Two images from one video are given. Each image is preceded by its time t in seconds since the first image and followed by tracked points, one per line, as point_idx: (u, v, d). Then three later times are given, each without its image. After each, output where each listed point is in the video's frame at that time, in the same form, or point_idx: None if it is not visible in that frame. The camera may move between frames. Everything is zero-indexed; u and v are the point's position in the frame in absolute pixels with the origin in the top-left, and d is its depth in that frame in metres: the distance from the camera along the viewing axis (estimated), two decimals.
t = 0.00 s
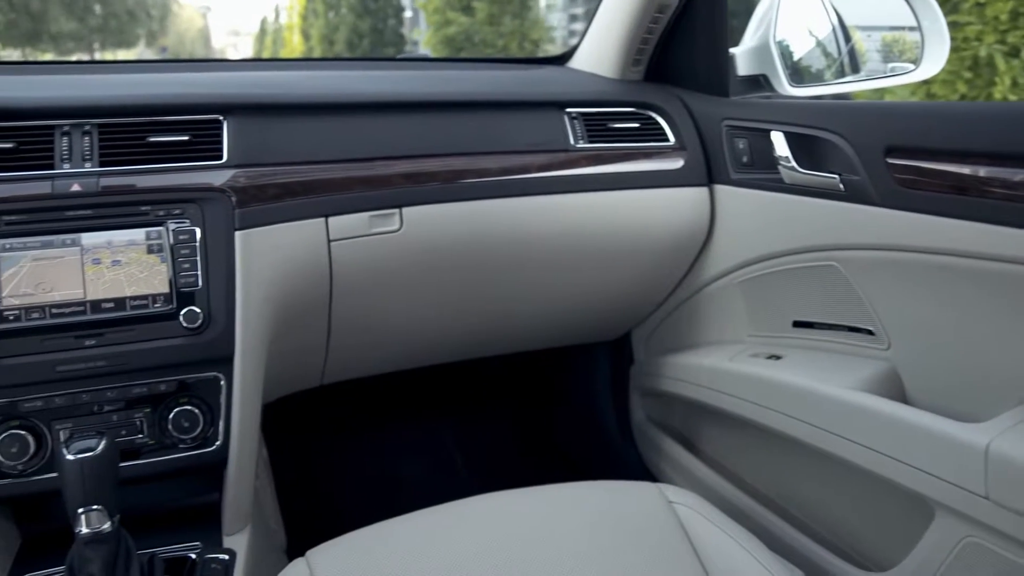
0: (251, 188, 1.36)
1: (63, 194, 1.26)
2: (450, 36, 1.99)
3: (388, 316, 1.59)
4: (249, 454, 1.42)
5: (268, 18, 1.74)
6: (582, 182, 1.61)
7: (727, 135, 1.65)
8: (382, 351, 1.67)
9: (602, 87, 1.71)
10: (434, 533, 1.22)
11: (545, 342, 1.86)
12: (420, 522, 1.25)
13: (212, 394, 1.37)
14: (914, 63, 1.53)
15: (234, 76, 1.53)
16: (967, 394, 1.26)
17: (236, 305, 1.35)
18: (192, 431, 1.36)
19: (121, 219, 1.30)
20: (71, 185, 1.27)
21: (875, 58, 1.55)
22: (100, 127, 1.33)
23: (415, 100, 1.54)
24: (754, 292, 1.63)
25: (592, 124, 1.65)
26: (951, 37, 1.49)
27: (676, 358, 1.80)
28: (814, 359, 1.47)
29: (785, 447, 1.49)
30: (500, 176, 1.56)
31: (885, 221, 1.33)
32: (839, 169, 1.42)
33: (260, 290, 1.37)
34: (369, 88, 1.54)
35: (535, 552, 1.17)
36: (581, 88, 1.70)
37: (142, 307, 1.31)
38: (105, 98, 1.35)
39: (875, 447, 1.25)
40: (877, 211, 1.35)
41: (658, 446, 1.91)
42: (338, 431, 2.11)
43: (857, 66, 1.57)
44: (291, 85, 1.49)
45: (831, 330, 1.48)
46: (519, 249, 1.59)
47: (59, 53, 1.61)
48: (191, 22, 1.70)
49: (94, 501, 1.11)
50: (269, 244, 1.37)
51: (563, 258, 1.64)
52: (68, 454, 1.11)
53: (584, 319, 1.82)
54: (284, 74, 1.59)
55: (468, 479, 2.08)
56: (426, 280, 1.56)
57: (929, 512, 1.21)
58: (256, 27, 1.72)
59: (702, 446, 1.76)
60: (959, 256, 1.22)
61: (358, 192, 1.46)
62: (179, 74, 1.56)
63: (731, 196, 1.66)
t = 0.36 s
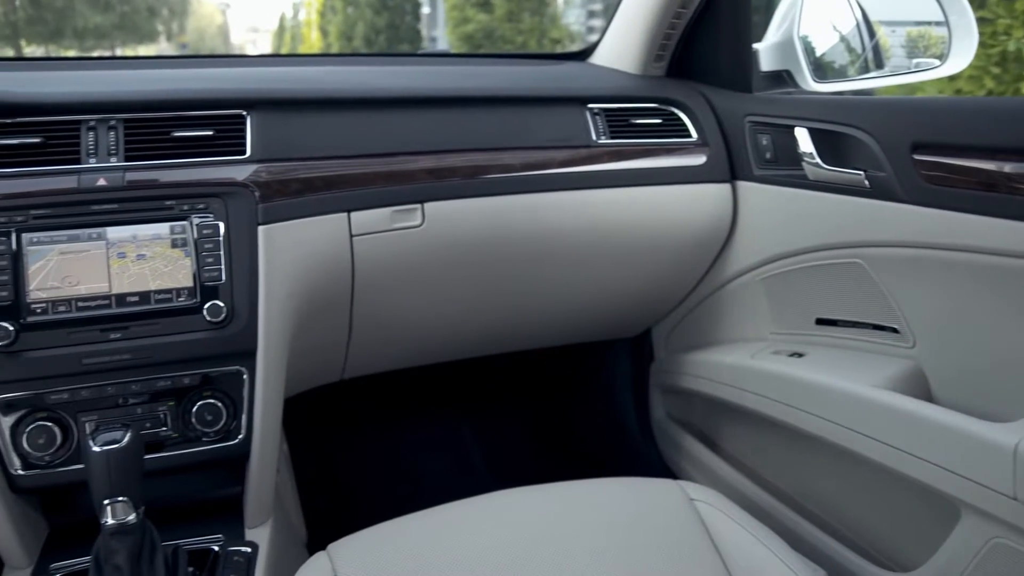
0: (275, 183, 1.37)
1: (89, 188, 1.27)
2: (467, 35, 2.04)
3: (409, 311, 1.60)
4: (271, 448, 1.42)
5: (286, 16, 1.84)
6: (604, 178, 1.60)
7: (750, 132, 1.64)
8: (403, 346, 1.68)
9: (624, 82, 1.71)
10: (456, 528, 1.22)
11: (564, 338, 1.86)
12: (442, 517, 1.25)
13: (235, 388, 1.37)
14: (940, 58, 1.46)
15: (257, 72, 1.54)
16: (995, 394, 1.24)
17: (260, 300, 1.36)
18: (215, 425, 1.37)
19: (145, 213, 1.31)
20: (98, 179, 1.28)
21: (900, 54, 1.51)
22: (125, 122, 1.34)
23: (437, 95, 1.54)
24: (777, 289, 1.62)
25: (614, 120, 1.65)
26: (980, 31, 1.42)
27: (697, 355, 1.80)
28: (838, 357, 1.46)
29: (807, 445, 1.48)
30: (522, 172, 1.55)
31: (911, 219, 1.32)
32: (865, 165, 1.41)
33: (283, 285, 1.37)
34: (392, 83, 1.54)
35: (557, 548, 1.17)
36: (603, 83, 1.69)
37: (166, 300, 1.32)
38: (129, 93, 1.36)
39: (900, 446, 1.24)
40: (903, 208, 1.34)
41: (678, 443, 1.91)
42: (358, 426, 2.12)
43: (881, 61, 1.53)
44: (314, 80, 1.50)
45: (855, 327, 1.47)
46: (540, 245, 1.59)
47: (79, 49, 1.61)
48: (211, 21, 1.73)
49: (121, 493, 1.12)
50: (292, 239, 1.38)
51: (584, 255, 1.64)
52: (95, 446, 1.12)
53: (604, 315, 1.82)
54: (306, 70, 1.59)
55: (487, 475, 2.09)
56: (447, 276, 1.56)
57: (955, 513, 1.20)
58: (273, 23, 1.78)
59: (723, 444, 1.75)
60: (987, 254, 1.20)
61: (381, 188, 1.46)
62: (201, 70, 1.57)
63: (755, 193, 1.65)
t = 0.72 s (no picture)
0: (299, 179, 1.38)
1: (116, 184, 1.28)
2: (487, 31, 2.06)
3: (431, 308, 1.60)
4: (294, 443, 1.43)
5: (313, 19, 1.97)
6: (627, 175, 1.60)
7: (774, 130, 1.63)
8: (423, 344, 1.68)
9: (646, 79, 1.70)
10: (478, 525, 1.22)
11: (584, 336, 1.86)
12: (463, 514, 1.25)
13: (258, 383, 1.38)
14: (967, 55, 1.35)
15: (280, 69, 1.55)
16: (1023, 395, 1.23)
17: (283, 296, 1.36)
18: (238, 419, 1.38)
19: (171, 209, 1.31)
20: (124, 175, 1.29)
21: (926, 51, 1.43)
22: (151, 118, 1.35)
23: (460, 92, 1.54)
24: (800, 288, 1.61)
25: (637, 117, 1.64)
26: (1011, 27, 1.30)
27: (718, 354, 1.79)
28: (862, 357, 1.44)
29: (830, 445, 1.47)
30: (545, 169, 1.55)
31: (939, 217, 1.31)
32: (891, 163, 1.40)
33: (307, 281, 1.38)
34: (414, 80, 1.54)
35: (578, 546, 1.17)
36: (626, 80, 1.69)
37: (191, 296, 1.33)
38: (154, 90, 1.37)
39: (926, 447, 1.23)
40: (930, 207, 1.32)
41: (699, 442, 1.90)
42: (379, 421, 2.13)
43: (907, 58, 1.46)
44: (337, 77, 1.50)
45: (880, 327, 1.46)
46: (561, 243, 1.59)
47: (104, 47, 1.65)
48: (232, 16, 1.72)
49: (146, 486, 1.12)
50: (315, 235, 1.38)
51: (605, 252, 1.63)
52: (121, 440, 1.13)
53: (625, 313, 1.81)
54: (328, 67, 1.60)
55: (507, 473, 2.09)
56: (469, 272, 1.57)
57: (983, 515, 1.19)
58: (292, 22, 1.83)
59: (744, 443, 1.74)
60: (1017, 253, 1.19)
61: (403, 184, 1.46)
62: (223, 66, 1.58)
63: (779, 191, 1.64)
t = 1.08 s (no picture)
0: (326, 176, 1.38)
1: (146, 181, 1.30)
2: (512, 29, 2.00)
3: (455, 306, 1.60)
4: (319, 439, 1.44)
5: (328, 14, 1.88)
6: (652, 174, 1.59)
7: (802, 129, 1.61)
8: (447, 341, 1.68)
9: (672, 78, 1.69)
10: (503, 523, 1.22)
11: (608, 335, 1.85)
12: (488, 512, 1.25)
13: (284, 379, 1.39)
14: (998, 52, 1.31)
15: (306, 67, 1.56)
16: None
17: (310, 293, 1.37)
18: (264, 415, 1.39)
19: (199, 206, 1.32)
20: (153, 172, 1.30)
21: (955, 48, 1.38)
22: (180, 115, 1.36)
23: (486, 90, 1.54)
24: (827, 288, 1.60)
25: (663, 116, 1.63)
26: None
27: (743, 354, 1.78)
28: (889, 358, 1.43)
29: (856, 447, 1.46)
30: (570, 167, 1.55)
31: (971, 217, 1.29)
32: (921, 162, 1.38)
33: (333, 278, 1.38)
34: (440, 78, 1.55)
35: (603, 545, 1.17)
36: (652, 78, 1.68)
37: (219, 292, 1.33)
38: (183, 87, 1.38)
39: (955, 449, 1.21)
40: (961, 207, 1.31)
41: (723, 443, 1.89)
42: (402, 418, 2.13)
43: (936, 56, 1.42)
44: (363, 75, 1.50)
45: (908, 328, 1.44)
46: (586, 242, 1.59)
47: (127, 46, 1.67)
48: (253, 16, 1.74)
49: (175, 480, 1.14)
50: (342, 232, 1.39)
51: (630, 251, 1.63)
52: (150, 434, 1.14)
53: (649, 312, 1.80)
54: (352, 65, 1.60)
55: (529, 471, 2.09)
56: (494, 271, 1.57)
57: (1014, 520, 1.17)
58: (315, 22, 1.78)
59: (768, 444, 1.73)
60: None
61: (429, 182, 1.46)
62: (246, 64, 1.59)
63: (806, 191, 1.63)
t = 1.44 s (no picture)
0: (353, 174, 1.39)
1: (176, 179, 1.31)
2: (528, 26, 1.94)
3: (480, 306, 1.61)
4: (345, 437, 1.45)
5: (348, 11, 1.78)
6: (679, 173, 1.59)
7: (830, 128, 1.60)
8: (471, 340, 1.69)
9: (699, 77, 1.68)
10: (528, 522, 1.22)
11: (632, 335, 1.85)
12: (513, 510, 1.26)
13: (311, 376, 1.40)
14: None
15: (333, 66, 1.56)
16: None
17: (337, 291, 1.38)
18: (292, 412, 1.40)
19: (228, 204, 1.33)
20: (183, 170, 1.32)
21: (987, 47, 1.37)
22: (209, 114, 1.37)
23: (512, 89, 1.54)
24: (855, 289, 1.58)
25: (690, 115, 1.62)
26: None
27: (769, 355, 1.77)
28: (918, 361, 1.42)
29: (883, 450, 1.45)
30: (597, 166, 1.55)
31: (1005, 218, 1.28)
32: (954, 162, 1.37)
33: (360, 276, 1.39)
34: (466, 77, 1.55)
35: (628, 544, 1.17)
36: (679, 77, 1.67)
37: (247, 290, 1.34)
38: (212, 85, 1.38)
39: (985, 452, 1.20)
40: (995, 208, 1.29)
41: (748, 445, 1.88)
42: (425, 416, 2.14)
43: (967, 55, 1.40)
44: (390, 74, 1.51)
45: (938, 330, 1.43)
46: (611, 242, 1.59)
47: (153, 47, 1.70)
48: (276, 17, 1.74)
49: (204, 475, 1.15)
50: (369, 231, 1.39)
51: (655, 251, 1.63)
52: (180, 430, 1.15)
53: (675, 312, 1.80)
54: (378, 64, 1.60)
55: (552, 471, 2.09)
56: (519, 270, 1.57)
57: None
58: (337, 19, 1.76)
59: (792, 445, 1.72)
60: None
61: (456, 181, 1.47)
62: (271, 64, 1.60)
63: (835, 191, 1.61)
